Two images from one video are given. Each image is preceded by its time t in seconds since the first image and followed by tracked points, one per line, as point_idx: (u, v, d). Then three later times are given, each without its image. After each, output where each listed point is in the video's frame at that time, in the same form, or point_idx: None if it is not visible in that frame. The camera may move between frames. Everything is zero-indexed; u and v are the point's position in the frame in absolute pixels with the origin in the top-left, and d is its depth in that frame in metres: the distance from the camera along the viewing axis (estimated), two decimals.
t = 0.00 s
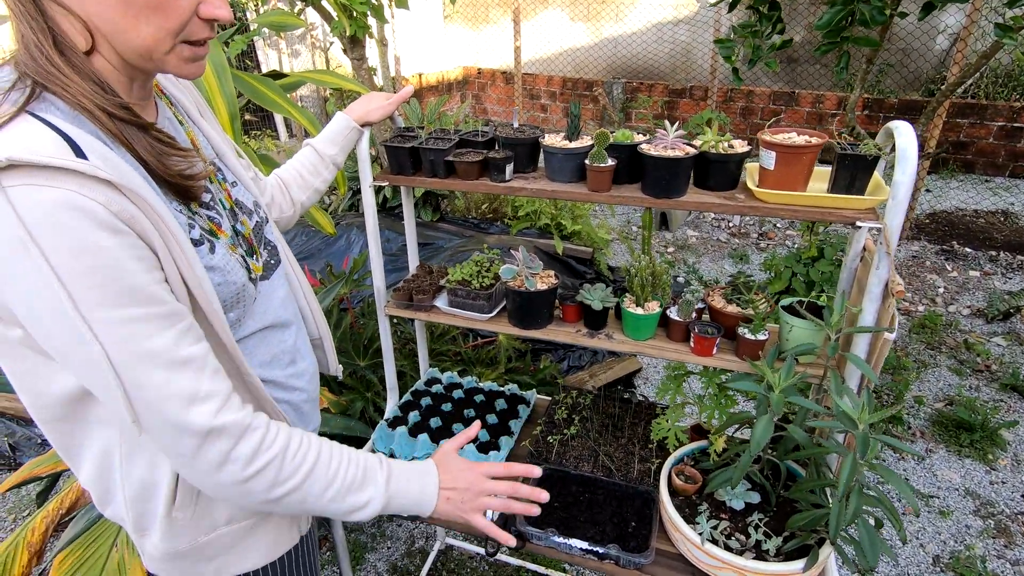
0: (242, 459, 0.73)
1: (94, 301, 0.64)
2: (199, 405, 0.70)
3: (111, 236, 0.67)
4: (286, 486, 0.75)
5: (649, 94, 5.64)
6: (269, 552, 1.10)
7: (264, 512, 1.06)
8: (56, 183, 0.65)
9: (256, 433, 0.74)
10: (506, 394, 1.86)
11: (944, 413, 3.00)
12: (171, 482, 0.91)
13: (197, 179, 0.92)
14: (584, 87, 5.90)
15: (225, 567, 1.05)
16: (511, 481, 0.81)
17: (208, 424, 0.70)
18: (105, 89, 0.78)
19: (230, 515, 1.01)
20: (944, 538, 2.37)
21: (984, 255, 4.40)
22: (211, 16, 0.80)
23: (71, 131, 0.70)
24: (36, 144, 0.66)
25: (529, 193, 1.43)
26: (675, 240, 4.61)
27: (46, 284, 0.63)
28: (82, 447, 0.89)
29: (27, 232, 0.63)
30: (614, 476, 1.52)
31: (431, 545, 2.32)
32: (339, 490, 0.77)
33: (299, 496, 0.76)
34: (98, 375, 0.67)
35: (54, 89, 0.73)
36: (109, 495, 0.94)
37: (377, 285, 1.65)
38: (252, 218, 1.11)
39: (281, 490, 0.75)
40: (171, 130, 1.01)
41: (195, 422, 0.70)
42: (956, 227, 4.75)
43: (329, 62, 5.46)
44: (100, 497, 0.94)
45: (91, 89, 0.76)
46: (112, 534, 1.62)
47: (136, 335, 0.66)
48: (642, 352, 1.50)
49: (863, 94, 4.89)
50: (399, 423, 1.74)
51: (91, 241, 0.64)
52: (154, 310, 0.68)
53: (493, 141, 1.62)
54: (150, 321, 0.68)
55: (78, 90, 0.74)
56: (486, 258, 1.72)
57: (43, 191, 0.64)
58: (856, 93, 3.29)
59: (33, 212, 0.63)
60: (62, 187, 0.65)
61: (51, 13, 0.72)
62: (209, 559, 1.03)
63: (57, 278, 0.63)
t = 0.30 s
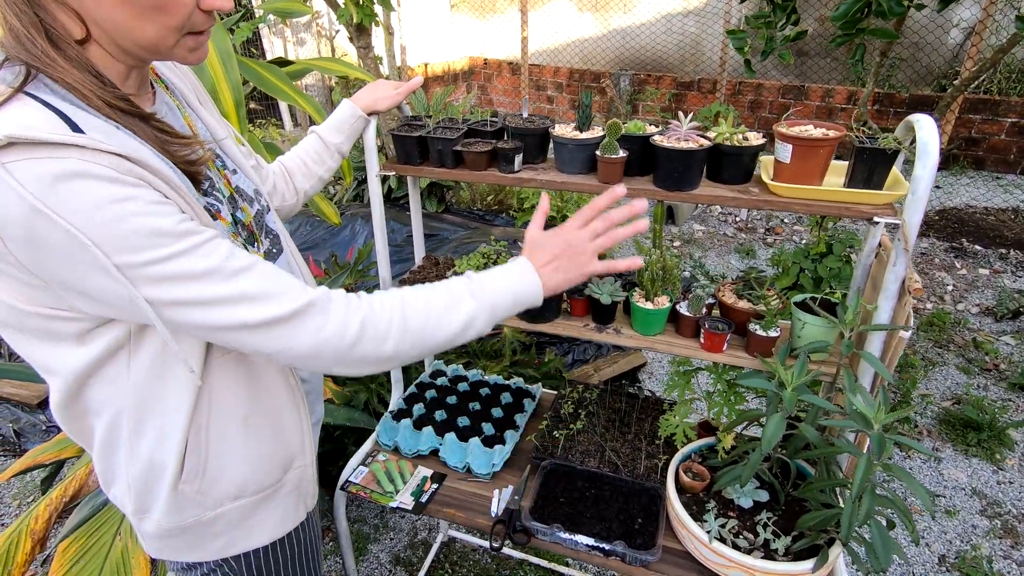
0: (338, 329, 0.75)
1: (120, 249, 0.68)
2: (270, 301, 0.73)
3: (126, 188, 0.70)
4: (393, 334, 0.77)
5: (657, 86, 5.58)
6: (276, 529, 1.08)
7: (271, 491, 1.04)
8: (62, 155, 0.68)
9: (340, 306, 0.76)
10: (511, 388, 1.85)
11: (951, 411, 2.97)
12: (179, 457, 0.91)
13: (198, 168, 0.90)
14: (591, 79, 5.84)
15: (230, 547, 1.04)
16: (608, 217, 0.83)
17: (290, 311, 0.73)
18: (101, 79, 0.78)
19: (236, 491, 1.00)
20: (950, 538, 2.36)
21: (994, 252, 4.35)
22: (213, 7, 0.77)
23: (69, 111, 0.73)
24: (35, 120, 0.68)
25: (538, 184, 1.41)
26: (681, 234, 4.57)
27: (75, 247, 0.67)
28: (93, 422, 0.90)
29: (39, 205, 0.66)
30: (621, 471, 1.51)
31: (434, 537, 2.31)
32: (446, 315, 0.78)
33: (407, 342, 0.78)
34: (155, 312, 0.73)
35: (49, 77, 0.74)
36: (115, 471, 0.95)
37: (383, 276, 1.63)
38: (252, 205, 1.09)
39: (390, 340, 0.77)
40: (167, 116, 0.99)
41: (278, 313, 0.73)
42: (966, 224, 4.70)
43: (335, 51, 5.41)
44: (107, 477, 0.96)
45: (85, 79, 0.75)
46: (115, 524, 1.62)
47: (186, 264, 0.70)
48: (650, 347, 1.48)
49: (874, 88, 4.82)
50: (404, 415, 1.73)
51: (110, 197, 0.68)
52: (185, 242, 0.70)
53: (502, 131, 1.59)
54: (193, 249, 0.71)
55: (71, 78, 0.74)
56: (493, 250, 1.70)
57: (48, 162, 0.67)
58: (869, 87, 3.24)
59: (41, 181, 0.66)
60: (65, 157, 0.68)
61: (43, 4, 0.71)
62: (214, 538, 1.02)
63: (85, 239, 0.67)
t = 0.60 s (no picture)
0: (334, 304, 0.77)
1: (116, 239, 0.65)
2: (269, 287, 0.74)
3: (126, 175, 0.67)
4: (376, 297, 0.81)
5: (661, 77, 5.51)
6: (279, 525, 1.06)
7: (273, 486, 1.02)
8: (59, 141, 0.65)
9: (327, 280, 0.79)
10: (516, 381, 1.82)
11: (958, 407, 2.94)
12: (178, 452, 0.88)
13: (200, 158, 0.87)
14: (595, 70, 5.78)
15: (231, 544, 1.02)
16: (451, 86, 0.93)
17: (289, 297, 0.74)
18: (100, 65, 0.75)
19: (238, 488, 0.98)
20: (958, 534, 2.34)
21: (1002, 246, 4.30)
22: None
23: (67, 95, 0.71)
24: (31, 104, 0.66)
25: (544, 175, 1.37)
26: (686, 228, 4.53)
27: (75, 237, 0.65)
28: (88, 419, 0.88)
29: (36, 194, 0.63)
30: (628, 468, 1.49)
31: (437, 531, 2.30)
32: (410, 259, 0.83)
33: (388, 300, 0.82)
34: (154, 307, 0.70)
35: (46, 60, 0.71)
36: (113, 467, 0.93)
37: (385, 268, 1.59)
38: (254, 197, 1.07)
39: (376, 305, 0.81)
40: (167, 104, 0.96)
41: (280, 298, 0.74)
42: (974, 217, 4.64)
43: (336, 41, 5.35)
44: (105, 472, 0.93)
45: (83, 63, 0.72)
46: (115, 519, 1.60)
47: (188, 257, 0.69)
48: (658, 342, 1.45)
49: (882, 79, 4.75)
50: (407, 409, 1.71)
51: (110, 185, 0.65)
52: (185, 233, 0.69)
53: (507, 120, 1.55)
54: (193, 241, 0.69)
55: (69, 62, 0.71)
56: (498, 242, 1.67)
57: (45, 148, 0.64)
58: (878, 77, 3.18)
59: (35, 168, 0.63)
60: (63, 143, 0.65)
61: None
62: (216, 535, 1.00)
63: (84, 228, 0.64)
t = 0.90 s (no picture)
0: (306, 375, 0.77)
1: (113, 260, 0.63)
2: (250, 345, 0.71)
3: (131, 195, 0.66)
4: (344, 385, 0.81)
5: (661, 74, 5.48)
6: (287, 542, 1.05)
7: (285, 501, 1.01)
8: (71, 150, 0.64)
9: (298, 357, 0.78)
10: (522, 382, 1.81)
11: (966, 403, 2.92)
12: (186, 472, 0.87)
13: (211, 163, 0.87)
14: (595, 68, 5.76)
15: (242, 558, 1.01)
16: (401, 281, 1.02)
17: (268, 355, 0.73)
18: (114, 68, 0.74)
19: (249, 504, 0.97)
20: (968, 531, 2.32)
21: (1007, 240, 4.28)
22: (222, 12, 0.71)
23: (82, 101, 0.70)
24: (43, 112, 0.64)
25: (551, 174, 1.36)
26: (689, 225, 4.51)
27: (75, 254, 0.62)
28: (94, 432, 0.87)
29: (42, 205, 0.61)
30: (638, 469, 1.48)
31: (444, 533, 2.29)
32: (372, 369, 0.86)
33: (354, 391, 0.82)
34: (132, 344, 0.66)
35: (62, 65, 0.70)
36: (121, 479, 0.92)
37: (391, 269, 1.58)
38: (263, 201, 1.06)
39: (343, 391, 0.81)
40: (178, 107, 0.95)
41: (260, 355, 0.72)
42: (979, 211, 4.62)
43: (336, 42, 5.34)
44: (112, 484, 0.93)
45: (97, 67, 0.71)
46: (121, 526, 1.59)
47: (178, 293, 0.66)
48: (668, 342, 1.44)
49: (885, 74, 4.73)
50: (413, 412, 1.70)
51: (114, 204, 0.63)
52: (181, 266, 0.67)
53: (512, 119, 1.54)
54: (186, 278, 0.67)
55: (83, 66, 0.70)
56: (504, 242, 1.65)
57: (57, 158, 0.63)
58: (883, 72, 3.16)
59: (43, 179, 0.61)
60: (75, 153, 0.64)
61: None
62: (227, 550, 0.99)
63: (85, 245, 0.62)
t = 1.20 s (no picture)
0: (314, 419, 0.73)
1: (115, 274, 0.63)
2: (258, 367, 0.70)
3: (133, 212, 0.65)
4: (358, 456, 0.75)
5: (661, 79, 5.49)
6: (289, 552, 1.05)
7: (288, 509, 1.02)
8: (75, 168, 0.64)
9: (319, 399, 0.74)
10: (526, 388, 1.82)
11: (969, 406, 2.92)
12: (190, 481, 0.88)
13: (217, 174, 0.88)
14: (595, 73, 5.78)
15: (245, 567, 1.02)
16: (550, 464, 0.95)
17: (272, 383, 0.70)
18: (123, 82, 0.75)
19: (252, 513, 0.97)
20: (972, 534, 2.32)
21: (1008, 242, 4.28)
22: (229, 31, 0.72)
23: (88, 117, 0.70)
24: (49, 129, 0.64)
25: (553, 181, 1.37)
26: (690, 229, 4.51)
27: (77, 269, 0.62)
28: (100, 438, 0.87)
29: (44, 220, 0.61)
30: (642, 474, 1.48)
31: (448, 539, 2.29)
32: (403, 477, 0.78)
33: (368, 469, 0.76)
34: (134, 354, 0.66)
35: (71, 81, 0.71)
36: (125, 486, 0.92)
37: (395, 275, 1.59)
38: (271, 210, 1.07)
39: (351, 459, 0.75)
40: (187, 119, 0.96)
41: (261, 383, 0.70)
42: (979, 214, 4.63)
43: (337, 49, 5.36)
44: (117, 491, 0.93)
45: (107, 81, 0.72)
46: (127, 534, 1.59)
47: (181, 304, 0.66)
48: (671, 348, 1.44)
49: (883, 78, 4.74)
50: (417, 418, 1.70)
51: (118, 219, 0.63)
52: (185, 280, 0.67)
53: (515, 126, 1.56)
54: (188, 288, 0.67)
55: (92, 81, 0.71)
56: (507, 249, 1.67)
57: (62, 175, 0.63)
58: (883, 76, 3.17)
59: (47, 196, 0.62)
60: (80, 170, 0.64)
61: (62, 4, 0.68)
62: (230, 559, 0.99)
63: (85, 260, 0.62)
